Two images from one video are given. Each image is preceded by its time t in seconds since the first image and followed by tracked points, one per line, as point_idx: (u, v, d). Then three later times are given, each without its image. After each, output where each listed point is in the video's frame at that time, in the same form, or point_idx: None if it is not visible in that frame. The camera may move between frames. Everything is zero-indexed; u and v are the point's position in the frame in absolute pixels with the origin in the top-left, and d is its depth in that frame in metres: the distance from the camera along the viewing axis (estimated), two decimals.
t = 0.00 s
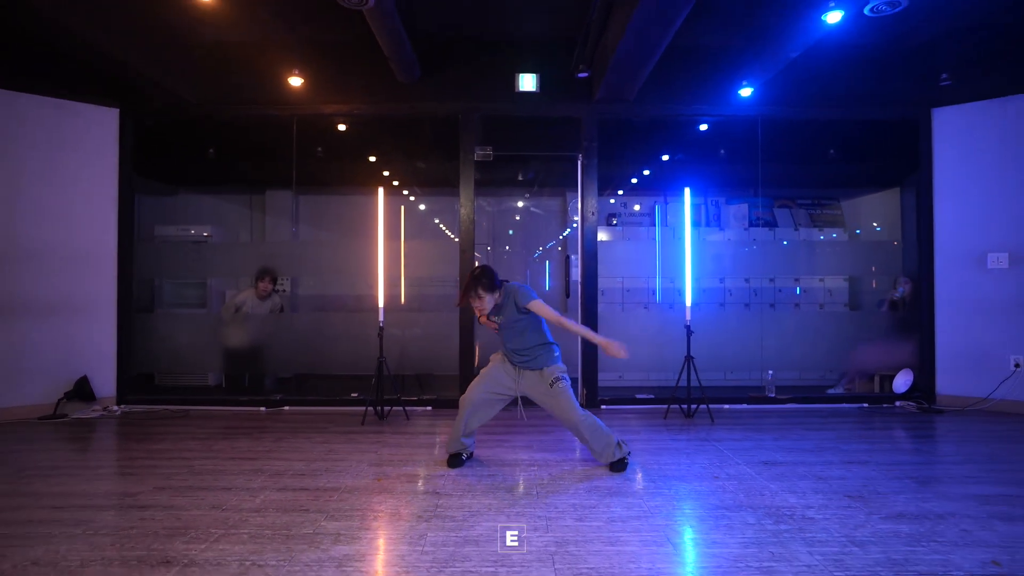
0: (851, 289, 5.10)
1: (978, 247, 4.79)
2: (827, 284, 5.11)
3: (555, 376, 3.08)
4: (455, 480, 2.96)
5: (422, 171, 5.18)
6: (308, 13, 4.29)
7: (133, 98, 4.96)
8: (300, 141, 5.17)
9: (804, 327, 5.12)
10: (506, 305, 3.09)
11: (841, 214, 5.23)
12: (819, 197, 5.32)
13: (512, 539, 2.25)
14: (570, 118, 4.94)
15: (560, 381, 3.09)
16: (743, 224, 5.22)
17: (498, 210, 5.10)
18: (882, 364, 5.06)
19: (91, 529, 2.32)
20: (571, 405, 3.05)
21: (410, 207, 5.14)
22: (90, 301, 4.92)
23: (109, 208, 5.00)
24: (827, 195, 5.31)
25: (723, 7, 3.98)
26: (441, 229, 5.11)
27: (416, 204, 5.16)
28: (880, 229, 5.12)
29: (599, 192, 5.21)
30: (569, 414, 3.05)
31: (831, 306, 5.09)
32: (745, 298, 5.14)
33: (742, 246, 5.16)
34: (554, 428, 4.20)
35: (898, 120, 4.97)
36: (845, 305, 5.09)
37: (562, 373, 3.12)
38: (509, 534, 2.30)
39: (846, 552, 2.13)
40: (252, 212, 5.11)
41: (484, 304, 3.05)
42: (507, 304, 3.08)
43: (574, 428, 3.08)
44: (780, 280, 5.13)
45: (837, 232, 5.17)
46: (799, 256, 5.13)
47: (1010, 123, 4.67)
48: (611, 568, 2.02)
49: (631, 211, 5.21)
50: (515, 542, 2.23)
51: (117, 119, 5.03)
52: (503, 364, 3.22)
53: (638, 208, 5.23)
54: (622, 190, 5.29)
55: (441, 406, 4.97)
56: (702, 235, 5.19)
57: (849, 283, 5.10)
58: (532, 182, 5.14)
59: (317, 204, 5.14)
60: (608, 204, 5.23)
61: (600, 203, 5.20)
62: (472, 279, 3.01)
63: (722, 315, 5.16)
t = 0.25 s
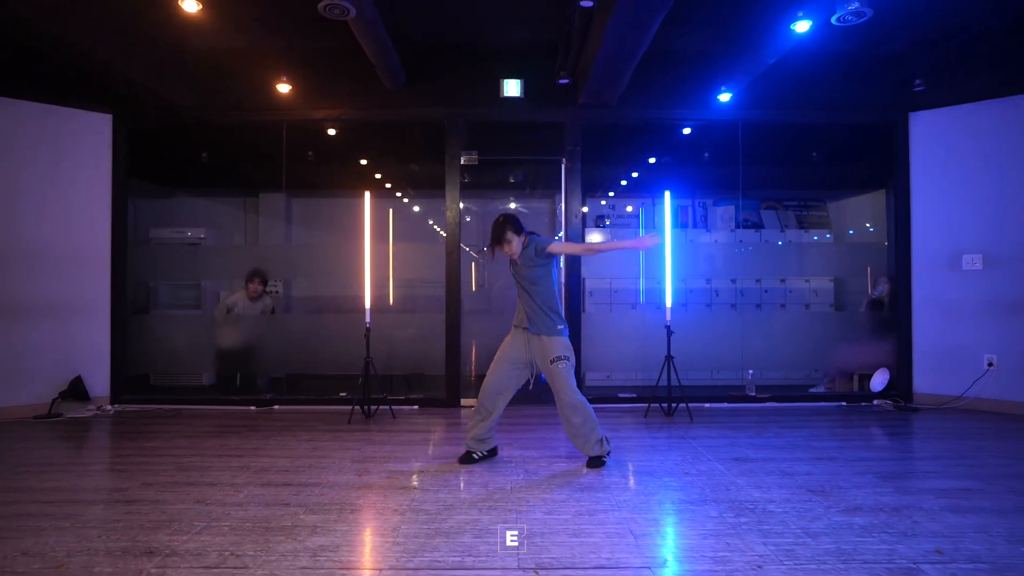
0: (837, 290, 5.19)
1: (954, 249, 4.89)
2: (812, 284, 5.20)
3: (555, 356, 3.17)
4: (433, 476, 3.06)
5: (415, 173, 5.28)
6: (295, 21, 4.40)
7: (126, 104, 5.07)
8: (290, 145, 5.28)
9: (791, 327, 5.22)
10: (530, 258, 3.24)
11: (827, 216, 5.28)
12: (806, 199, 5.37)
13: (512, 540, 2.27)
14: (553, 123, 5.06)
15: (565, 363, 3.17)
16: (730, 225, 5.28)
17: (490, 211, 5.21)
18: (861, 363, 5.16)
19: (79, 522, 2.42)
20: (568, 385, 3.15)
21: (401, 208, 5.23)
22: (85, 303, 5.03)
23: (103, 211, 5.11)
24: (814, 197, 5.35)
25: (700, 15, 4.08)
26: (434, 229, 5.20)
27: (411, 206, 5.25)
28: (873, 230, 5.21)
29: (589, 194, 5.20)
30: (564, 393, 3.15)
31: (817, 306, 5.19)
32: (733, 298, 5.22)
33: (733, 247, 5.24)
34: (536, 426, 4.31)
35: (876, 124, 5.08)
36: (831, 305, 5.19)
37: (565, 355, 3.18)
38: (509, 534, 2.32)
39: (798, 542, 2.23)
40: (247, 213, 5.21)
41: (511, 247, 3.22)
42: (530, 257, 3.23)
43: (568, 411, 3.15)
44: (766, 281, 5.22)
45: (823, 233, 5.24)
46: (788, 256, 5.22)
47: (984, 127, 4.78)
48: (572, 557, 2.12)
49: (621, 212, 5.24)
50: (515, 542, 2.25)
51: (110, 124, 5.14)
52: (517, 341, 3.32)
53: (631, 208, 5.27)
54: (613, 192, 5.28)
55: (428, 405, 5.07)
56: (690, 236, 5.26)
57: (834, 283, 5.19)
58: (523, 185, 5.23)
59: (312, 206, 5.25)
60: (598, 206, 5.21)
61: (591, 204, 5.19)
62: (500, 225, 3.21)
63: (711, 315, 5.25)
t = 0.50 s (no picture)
0: (829, 288, 5.15)
1: (942, 246, 4.87)
2: (804, 282, 5.16)
3: (566, 350, 3.18)
4: (412, 472, 3.05)
5: (408, 172, 5.14)
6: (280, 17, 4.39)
7: (113, 101, 5.06)
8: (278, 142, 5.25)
9: (785, 324, 5.18)
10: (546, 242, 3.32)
11: (819, 214, 5.16)
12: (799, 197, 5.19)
13: (512, 540, 2.21)
14: (540, 118, 5.07)
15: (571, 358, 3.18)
16: (722, 224, 5.23)
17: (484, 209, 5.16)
18: (849, 361, 5.15)
19: (51, 517, 2.41)
20: (572, 380, 3.15)
21: (390, 207, 5.16)
22: (71, 300, 5.02)
23: (90, 208, 5.10)
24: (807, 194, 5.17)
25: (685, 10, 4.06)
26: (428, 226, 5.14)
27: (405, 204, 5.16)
28: (869, 228, 5.14)
29: (581, 191, 5.18)
30: (566, 389, 3.14)
31: (808, 305, 5.16)
32: (725, 296, 5.20)
33: (731, 246, 5.20)
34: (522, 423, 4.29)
35: (864, 120, 5.07)
36: (823, 303, 5.15)
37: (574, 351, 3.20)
38: (509, 534, 2.27)
39: (771, 537, 2.22)
40: (238, 211, 5.19)
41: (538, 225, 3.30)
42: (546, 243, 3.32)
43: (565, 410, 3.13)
44: (758, 279, 5.19)
45: (815, 232, 5.17)
46: (782, 254, 5.19)
47: (972, 123, 4.77)
48: (542, 553, 2.10)
49: (614, 209, 5.22)
50: (515, 542, 2.20)
51: (97, 121, 5.13)
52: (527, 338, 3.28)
53: (624, 206, 5.23)
54: (606, 190, 5.22)
55: (415, 403, 5.06)
56: (681, 233, 5.23)
57: (826, 282, 5.15)
58: (516, 183, 5.18)
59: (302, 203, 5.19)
60: (590, 203, 5.19)
61: (583, 201, 5.18)
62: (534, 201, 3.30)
63: (704, 313, 5.21)
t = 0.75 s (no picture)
0: (832, 283, 4.97)
1: (952, 239, 4.68)
2: (807, 277, 4.98)
3: (571, 353, 2.95)
4: (393, 478, 2.86)
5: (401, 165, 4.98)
6: None
7: (90, 88, 4.86)
8: (262, 131, 5.05)
9: (787, 320, 4.99)
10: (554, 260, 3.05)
11: (823, 208, 5.04)
12: (802, 189, 5.10)
13: (513, 539, 2.15)
14: (534, 106, 4.87)
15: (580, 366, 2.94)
16: (723, 217, 5.06)
17: (479, 203, 5.02)
18: (855, 359, 4.96)
19: None
20: (575, 383, 2.92)
21: (382, 199, 4.99)
22: (47, 295, 4.84)
23: (67, 200, 4.92)
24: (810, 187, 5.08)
25: None
26: (419, 219, 4.93)
27: (399, 199, 4.98)
28: (872, 223, 4.97)
29: (578, 184, 4.97)
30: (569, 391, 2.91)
31: (812, 300, 4.98)
32: (726, 291, 5.01)
33: (731, 242, 5.03)
34: (514, 424, 4.10)
35: (871, 108, 4.88)
36: (826, 298, 4.97)
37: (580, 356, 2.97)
38: (509, 533, 2.21)
39: (780, 553, 2.03)
40: (226, 205, 5.00)
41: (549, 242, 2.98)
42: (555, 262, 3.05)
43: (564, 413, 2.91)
44: (760, 274, 5.01)
45: (819, 226, 5.02)
46: (784, 249, 5.01)
47: (984, 110, 4.57)
48: (528, 571, 1.92)
49: (612, 203, 5.03)
50: (515, 542, 2.14)
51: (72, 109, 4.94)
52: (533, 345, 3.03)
53: (623, 200, 5.05)
54: (604, 183, 5.04)
55: (405, 402, 4.87)
56: (681, 227, 5.05)
57: (830, 276, 4.97)
58: (512, 175, 5.04)
59: (292, 194, 5.01)
60: (588, 196, 5.00)
61: (581, 194, 4.99)
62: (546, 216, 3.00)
63: (704, 309, 5.02)
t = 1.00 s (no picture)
0: (841, 283, 4.74)
1: (973, 237, 4.44)
2: (815, 277, 4.74)
3: (569, 357, 2.77)
4: (377, 498, 2.63)
5: (394, 159, 4.79)
6: None
7: (64, 79, 4.62)
8: (245, 125, 4.87)
9: (794, 322, 4.75)
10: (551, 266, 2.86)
11: (832, 206, 4.84)
12: (810, 186, 4.94)
13: (512, 540, 2.17)
14: (533, 98, 4.64)
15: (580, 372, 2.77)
16: (729, 214, 4.85)
17: (476, 201, 4.77)
18: (870, 363, 4.73)
19: None
20: (573, 389, 2.71)
21: (374, 195, 4.77)
22: (20, 297, 4.60)
23: (41, 196, 4.68)
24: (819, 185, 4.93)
25: None
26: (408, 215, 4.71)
27: (394, 195, 4.75)
28: (878, 223, 4.75)
29: (579, 180, 4.80)
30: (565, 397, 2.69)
31: (820, 301, 4.75)
32: (730, 292, 4.78)
33: (733, 241, 4.79)
34: (510, 433, 3.87)
35: (886, 100, 4.64)
36: (835, 299, 4.74)
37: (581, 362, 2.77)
38: (509, 534, 2.22)
39: None
40: (214, 202, 4.77)
41: (542, 247, 2.83)
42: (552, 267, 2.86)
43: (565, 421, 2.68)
44: (766, 274, 4.77)
45: (829, 224, 4.79)
46: (788, 249, 4.76)
47: (1008, 102, 4.33)
48: None
49: (613, 200, 4.81)
50: (515, 542, 2.16)
51: (47, 101, 4.70)
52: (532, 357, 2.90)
53: (625, 197, 4.83)
54: (605, 180, 4.86)
55: (396, 409, 4.63)
56: (685, 225, 4.82)
57: (839, 276, 4.73)
58: (511, 172, 4.80)
59: (281, 191, 4.79)
60: (588, 193, 4.80)
61: (580, 190, 4.79)
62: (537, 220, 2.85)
63: (707, 310, 4.79)
